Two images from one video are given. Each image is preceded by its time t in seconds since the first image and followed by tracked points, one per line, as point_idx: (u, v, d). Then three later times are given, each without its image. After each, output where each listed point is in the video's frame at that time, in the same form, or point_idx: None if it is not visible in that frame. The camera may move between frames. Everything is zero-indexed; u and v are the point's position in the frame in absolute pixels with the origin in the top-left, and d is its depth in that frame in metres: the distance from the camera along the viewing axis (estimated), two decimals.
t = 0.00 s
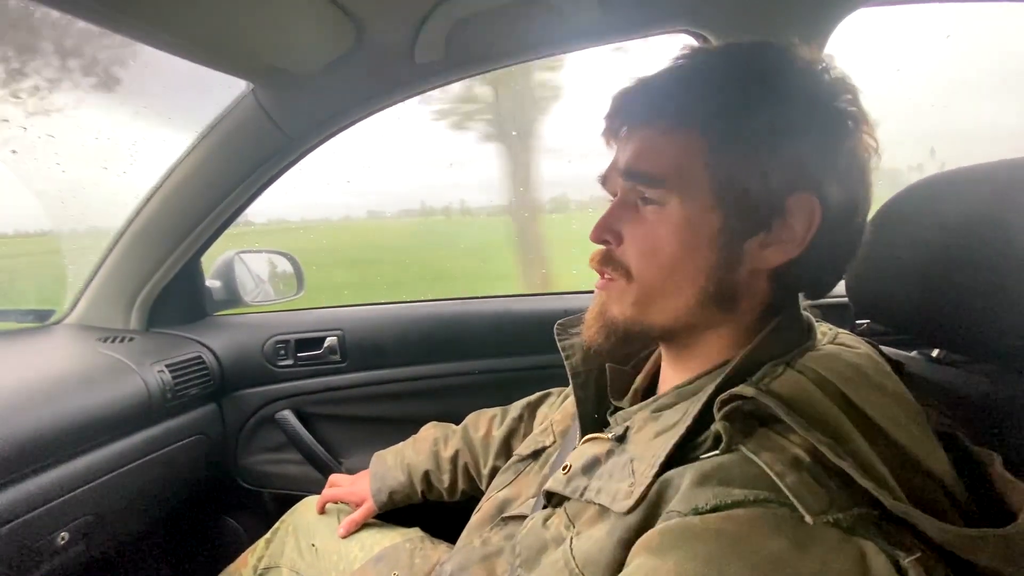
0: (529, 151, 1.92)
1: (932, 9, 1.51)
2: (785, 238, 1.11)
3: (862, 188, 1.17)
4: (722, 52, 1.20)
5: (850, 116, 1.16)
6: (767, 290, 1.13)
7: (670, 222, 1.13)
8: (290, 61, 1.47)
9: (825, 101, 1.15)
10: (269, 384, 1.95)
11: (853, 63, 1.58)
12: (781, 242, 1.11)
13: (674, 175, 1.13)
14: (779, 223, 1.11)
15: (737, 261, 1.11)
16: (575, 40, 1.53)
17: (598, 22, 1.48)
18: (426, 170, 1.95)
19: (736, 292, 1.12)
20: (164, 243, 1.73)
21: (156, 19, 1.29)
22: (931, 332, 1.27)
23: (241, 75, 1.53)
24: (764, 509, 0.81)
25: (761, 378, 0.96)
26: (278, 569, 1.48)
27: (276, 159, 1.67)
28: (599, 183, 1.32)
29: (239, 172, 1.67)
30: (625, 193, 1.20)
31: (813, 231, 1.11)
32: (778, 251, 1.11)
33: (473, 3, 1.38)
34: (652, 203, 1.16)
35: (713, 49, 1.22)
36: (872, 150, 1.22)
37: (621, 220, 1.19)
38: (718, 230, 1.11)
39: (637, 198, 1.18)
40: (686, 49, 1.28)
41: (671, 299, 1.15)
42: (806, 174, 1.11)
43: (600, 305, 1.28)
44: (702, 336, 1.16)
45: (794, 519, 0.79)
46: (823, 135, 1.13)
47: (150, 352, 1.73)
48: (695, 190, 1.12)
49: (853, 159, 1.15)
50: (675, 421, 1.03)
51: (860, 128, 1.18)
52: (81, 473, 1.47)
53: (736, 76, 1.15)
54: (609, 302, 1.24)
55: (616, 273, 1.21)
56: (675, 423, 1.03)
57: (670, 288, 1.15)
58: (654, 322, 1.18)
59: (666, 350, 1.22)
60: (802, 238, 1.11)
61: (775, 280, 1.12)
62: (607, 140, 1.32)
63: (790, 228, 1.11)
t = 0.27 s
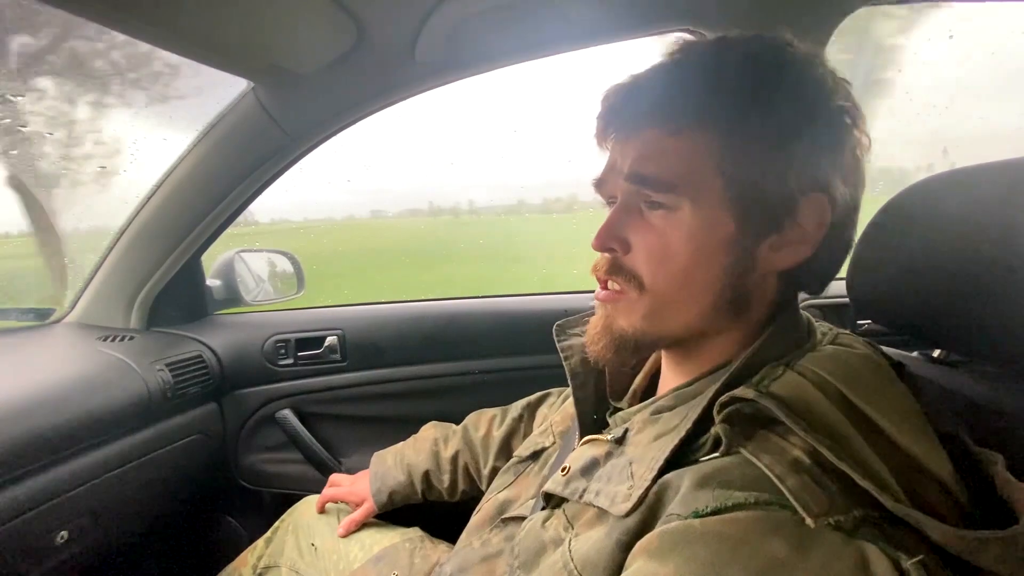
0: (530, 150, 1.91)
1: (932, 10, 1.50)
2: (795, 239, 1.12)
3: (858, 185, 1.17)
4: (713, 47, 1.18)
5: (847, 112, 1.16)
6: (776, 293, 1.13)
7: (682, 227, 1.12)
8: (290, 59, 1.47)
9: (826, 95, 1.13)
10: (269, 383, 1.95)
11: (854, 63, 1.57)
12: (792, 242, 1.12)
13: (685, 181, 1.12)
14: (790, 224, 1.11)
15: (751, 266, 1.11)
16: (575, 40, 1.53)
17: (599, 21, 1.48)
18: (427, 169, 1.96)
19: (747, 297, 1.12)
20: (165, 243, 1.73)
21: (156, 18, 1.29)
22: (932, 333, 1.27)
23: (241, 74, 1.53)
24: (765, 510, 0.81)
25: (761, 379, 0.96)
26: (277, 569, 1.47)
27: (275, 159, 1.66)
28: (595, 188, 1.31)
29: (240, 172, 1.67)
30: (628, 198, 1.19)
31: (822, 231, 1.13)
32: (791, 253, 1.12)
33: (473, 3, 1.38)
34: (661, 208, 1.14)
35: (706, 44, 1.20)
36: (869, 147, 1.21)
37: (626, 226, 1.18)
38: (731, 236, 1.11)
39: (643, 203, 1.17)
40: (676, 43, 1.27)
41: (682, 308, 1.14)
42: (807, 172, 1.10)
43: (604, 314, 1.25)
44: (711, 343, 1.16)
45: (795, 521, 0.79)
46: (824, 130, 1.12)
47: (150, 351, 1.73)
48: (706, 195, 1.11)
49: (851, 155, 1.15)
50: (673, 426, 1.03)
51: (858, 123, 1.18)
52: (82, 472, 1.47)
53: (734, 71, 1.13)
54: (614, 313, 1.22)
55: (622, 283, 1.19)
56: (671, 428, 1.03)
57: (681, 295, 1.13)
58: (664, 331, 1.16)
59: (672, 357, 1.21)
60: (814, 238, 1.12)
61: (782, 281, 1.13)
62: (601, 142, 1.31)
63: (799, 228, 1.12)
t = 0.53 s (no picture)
0: (530, 151, 1.93)
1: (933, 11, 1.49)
2: (787, 245, 1.11)
3: (857, 185, 1.16)
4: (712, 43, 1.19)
5: (845, 109, 1.15)
6: (769, 297, 1.12)
7: (669, 233, 1.12)
8: (288, 60, 1.47)
9: (824, 92, 1.13)
10: (268, 384, 1.94)
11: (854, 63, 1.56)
12: (785, 249, 1.11)
13: (672, 186, 1.12)
14: (781, 228, 1.10)
15: (741, 272, 1.11)
16: (575, 40, 1.52)
17: (599, 22, 1.48)
18: (426, 170, 1.98)
19: (738, 303, 1.12)
20: (164, 243, 1.73)
21: (155, 17, 1.29)
22: (932, 333, 1.26)
23: (240, 75, 1.52)
24: (765, 514, 0.81)
25: (760, 382, 0.96)
26: (278, 568, 1.47)
27: (276, 158, 1.67)
28: (586, 187, 1.32)
29: (239, 173, 1.67)
30: (618, 202, 1.19)
31: (816, 236, 1.11)
32: (784, 258, 1.11)
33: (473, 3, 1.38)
34: (649, 213, 1.14)
35: (701, 40, 1.20)
36: (869, 144, 1.21)
37: (616, 230, 1.19)
38: (721, 241, 1.10)
39: (632, 208, 1.17)
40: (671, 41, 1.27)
41: (673, 314, 1.13)
42: (804, 172, 1.10)
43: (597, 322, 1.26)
44: (704, 348, 1.15)
45: (795, 524, 0.79)
46: (821, 125, 1.11)
47: (150, 351, 1.73)
48: (694, 201, 1.10)
49: (849, 153, 1.14)
50: (671, 430, 1.03)
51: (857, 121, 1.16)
52: (82, 472, 1.47)
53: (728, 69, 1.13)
54: (607, 317, 1.22)
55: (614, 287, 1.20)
56: (670, 431, 1.03)
57: (671, 302, 1.13)
58: (657, 337, 1.16)
59: (668, 361, 1.21)
60: (806, 243, 1.11)
61: (777, 284, 1.12)
62: (594, 141, 1.32)
63: (792, 232, 1.11)
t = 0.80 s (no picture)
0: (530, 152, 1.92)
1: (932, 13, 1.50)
2: (772, 238, 1.10)
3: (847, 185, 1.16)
4: (694, 50, 1.18)
5: (822, 107, 1.15)
6: (757, 291, 1.12)
7: (653, 232, 1.13)
8: (290, 61, 1.47)
9: (806, 96, 1.13)
10: (269, 384, 1.94)
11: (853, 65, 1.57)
12: (769, 243, 1.10)
13: (654, 185, 1.12)
14: (765, 223, 1.10)
15: (727, 267, 1.11)
16: (575, 41, 1.53)
17: (599, 23, 1.48)
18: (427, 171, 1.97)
19: (726, 297, 1.11)
20: (165, 243, 1.73)
21: (156, 18, 1.29)
22: (932, 333, 1.27)
23: (241, 76, 1.53)
24: (765, 513, 0.81)
25: (759, 381, 0.96)
26: (278, 568, 1.47)
27: (275, 160, 1.67)
28: (578, 196, 1.32)
29: (240, 173, 1.67)
30: (605, 205, 1.20)
31: (799, 227, 1.10)
32: (767, 251, 1.10)
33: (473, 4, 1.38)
34: (633, 213, 1.15)
35: (684, 48, 1.20)
36: (849, 138, 1.20)
37: (603, 232, 1.19)
38: (704, 235, 1.10)
39: (618, 210, 1.17)
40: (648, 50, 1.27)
41: (660, 312, 1.14)
42: (789, 170, 1.09)
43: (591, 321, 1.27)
44: (696, 345, 1.15)
45: (794, 523, 0.80)
46: (803, 128, 1.11)
47: (151, 351, 1.73)
48: (676, 198, 1.11)
49: (829, 149, 1.13)
50: (670, 429, 1.03)
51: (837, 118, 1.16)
52: (83, 472, 1.47)
53: (713, 74, 1.14)
54: (599, 319, 1.23)
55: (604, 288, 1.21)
56: (670, 430, 1.03)
57: (657, 300, 1.13)
58: (647, 335, 1.16)
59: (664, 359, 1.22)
60: (789, 235, 1.10)
61: (764, 279, 1.12)
62: (579, 148, 1.31)
63: (776, 226, 1.10)
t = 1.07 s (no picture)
0: (529, 152, 1.89)
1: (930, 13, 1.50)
2: (772, 236, 1.10)
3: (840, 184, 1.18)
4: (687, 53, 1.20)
5: (814, 107, 1.16)
6: (759, 289, 1.13)
7: (655, 233, 1.11)
8: (290, 61, 1.47)
9: (801, 96, 1.15)
10: (269, 384, 1.94)
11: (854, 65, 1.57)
12: (769, 240, 1.11)
13: (657, 185, 1.11)
14: (766, 220, 1.10)
15: (728, 265, 1.10)
16: (575, 41, 1.52)
17: (599, 23, 1.48)
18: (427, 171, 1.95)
19: (728, 296, 1.11)
20: (165, 242, 1.74)
21: (156, 18, 1.29)
22: (933, 334, 1.26)
23: (241, 76, 1.52)
24: (766, 515, 0.81)
25: (759, 382, 0.95)
26: (277, 569, 1.47)
27: (276, 159, 1.68)
28: (574, 197, 1.31)
29: (241, 171, 1.68)
30: (603, 207, 1.18)
31: (799, 225, 1.11)
32: (766, 250, 1.11)
33: (473, 3, 1.38)
34: (635, 214, 1.13)
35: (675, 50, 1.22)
36: (841, 138, 1.22)
37: (603, 233, 1.17)
38: (707, 235, 1.10)
39: (618, 211, 1.16)
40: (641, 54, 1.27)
41: (661, 312, 1.12)
42: (785, 171, 1.10)
43: (588, 322, 1.24)
44: (694, 344, 1.15)
45: (795, 525, 0.79)
46: (799, 128, 1.13)
47: (151, 351, 1.73)
48: (677, 198, 1.10)
49: (823, 148, 1.15)
50: (670, 430, 1.03)
51: (827, 116, 1.18)
52: (82, 472, 1.47)
53: (709, 73, 1.15)
54: (595, 319, 1.21)
55: (601, 289, 1.19)
56: (670, 431, 1.03)
57: (658, 300, 1.12)
58: (646, 335, 1.14)
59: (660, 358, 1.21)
60: (790, 233, 1.10)
61: (764, 277, 1.12)
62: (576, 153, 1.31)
63: (776, 223, 1.10)
